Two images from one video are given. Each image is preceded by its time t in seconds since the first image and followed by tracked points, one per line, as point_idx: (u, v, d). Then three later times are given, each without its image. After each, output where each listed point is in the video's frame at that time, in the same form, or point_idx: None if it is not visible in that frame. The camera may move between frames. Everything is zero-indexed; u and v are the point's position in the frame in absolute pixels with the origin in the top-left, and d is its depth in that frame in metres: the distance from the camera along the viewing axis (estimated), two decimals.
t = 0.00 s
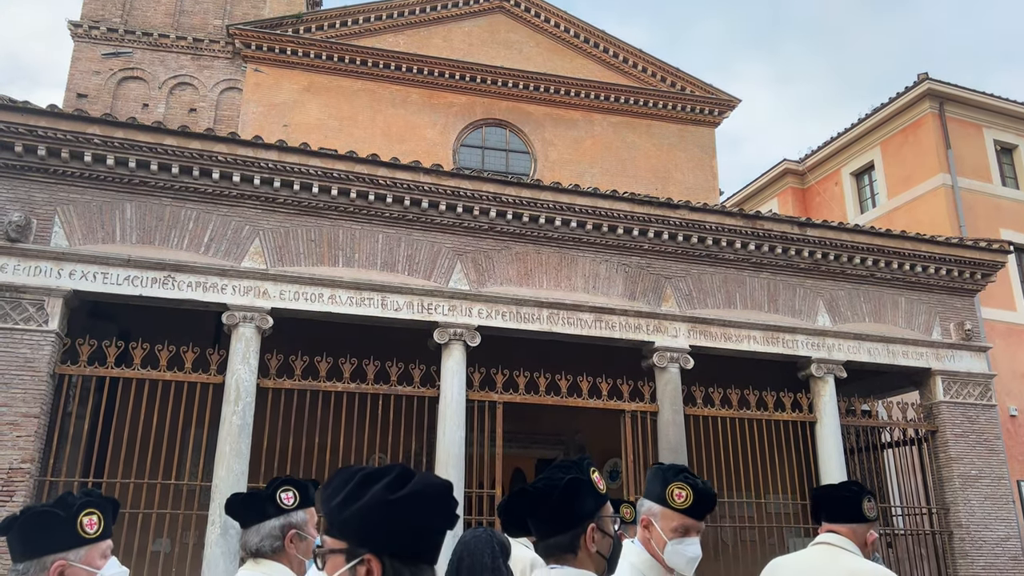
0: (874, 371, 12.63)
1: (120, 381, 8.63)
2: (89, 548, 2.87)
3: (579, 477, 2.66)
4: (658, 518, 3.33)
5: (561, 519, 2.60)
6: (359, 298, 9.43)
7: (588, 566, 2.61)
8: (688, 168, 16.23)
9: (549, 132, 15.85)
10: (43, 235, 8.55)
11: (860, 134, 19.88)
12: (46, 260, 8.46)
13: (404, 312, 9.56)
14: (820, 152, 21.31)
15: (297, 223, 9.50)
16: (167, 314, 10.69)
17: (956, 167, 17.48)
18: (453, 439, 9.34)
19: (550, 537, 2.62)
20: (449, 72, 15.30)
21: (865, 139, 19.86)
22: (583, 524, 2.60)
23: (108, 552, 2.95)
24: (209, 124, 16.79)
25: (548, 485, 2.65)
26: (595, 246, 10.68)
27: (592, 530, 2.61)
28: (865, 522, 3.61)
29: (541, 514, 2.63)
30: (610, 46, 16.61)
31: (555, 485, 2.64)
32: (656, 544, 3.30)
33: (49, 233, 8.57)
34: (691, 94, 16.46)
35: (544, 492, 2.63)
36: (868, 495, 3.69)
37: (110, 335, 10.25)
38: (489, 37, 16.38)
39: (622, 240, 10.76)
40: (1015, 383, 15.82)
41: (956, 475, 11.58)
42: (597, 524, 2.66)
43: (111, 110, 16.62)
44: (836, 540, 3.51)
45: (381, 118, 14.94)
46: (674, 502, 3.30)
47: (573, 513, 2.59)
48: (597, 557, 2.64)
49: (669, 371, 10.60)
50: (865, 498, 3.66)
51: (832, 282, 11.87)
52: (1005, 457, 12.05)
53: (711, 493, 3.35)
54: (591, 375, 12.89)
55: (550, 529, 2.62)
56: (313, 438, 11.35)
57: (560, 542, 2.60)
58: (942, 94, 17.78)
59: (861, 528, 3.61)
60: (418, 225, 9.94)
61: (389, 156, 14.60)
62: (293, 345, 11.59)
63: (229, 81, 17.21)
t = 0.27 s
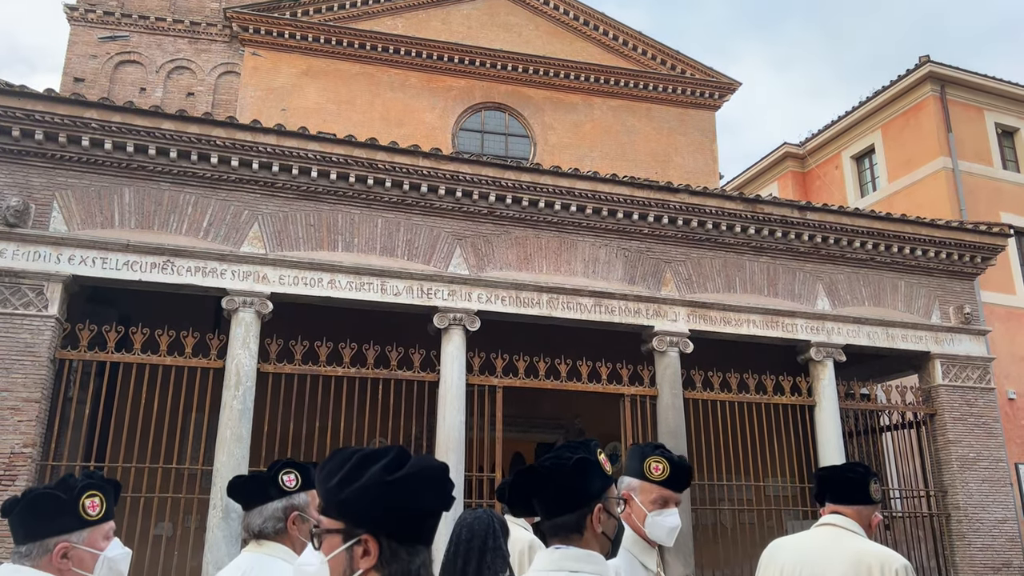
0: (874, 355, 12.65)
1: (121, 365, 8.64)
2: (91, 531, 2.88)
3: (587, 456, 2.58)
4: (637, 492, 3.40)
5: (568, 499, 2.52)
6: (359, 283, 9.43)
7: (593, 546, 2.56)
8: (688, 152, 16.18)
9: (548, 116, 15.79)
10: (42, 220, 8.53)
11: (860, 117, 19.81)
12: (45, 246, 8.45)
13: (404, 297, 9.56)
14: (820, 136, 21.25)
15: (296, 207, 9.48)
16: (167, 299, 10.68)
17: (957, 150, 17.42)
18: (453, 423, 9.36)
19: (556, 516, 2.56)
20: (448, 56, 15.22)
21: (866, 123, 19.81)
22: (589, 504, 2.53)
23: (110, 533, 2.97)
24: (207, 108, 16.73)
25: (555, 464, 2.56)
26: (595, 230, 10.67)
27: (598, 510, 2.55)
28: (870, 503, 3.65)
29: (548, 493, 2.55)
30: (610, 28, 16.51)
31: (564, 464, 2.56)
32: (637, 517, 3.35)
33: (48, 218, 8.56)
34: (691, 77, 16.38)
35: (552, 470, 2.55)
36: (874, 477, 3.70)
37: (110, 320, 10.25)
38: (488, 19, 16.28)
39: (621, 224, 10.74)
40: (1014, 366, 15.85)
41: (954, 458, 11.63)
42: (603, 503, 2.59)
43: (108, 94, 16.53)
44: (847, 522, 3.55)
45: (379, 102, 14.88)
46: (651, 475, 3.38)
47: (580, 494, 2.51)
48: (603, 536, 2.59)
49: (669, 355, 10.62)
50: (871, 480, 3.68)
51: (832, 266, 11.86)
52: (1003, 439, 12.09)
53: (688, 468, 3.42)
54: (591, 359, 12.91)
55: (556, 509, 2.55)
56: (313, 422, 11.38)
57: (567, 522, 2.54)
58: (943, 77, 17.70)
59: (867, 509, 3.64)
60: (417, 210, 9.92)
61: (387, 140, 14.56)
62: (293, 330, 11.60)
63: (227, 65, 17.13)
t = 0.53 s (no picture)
0: (876, 339, 12.65)
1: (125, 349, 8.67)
2: (98, 511, 2.71)
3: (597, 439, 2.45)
4: (640, 472, 3.38)
5: (578, 478, 2.37)
6: (361, 268, 9.43)
7: (601, 529, 2.37)
8: (691, 136, 16.12)
9: (551, 100, 15.71)
10: (44, 204, 8.53)
11: (865, 101, 19.70)
12: (48, 230, 8.45)
13: (406, 282, 9.56)
14: (824, 119, 21.15)
15: (299, 192, 9.46)
16: (170, 284, 10.71)
17: (961, 134, 17.33)
18: (456, 407, 9.40)
19: (564, 498, 2.38)
20: (450, 39, 15.13)
21: (870, 107, 19.70)
22: (599, 486, 2.38)
23: (116, 514, 2.80)
24: (208, 92, 16.68)
25: (565, 445, 2.42)
26: (597, 214, 10.65)
27: (607, 493, 2.40)
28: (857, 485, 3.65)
29: (556, 473, 2.39)
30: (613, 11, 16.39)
31: (573, 444, 2.42)
32: (641, 495, 3.30)
33: (50, 202, 8.56)
34: (694, 61, 16.29)
35: (561, 450, 2.40)
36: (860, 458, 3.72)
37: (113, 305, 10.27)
38: (490, 2, 16.17)
39: (624, 208, 10.72)
40: (1016, 350, 15.84)
41: (955, 442, 11.65)
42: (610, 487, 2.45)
43: (109, 78, 16.46)
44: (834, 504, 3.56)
45: (381, 86, 14.82)
46: (655, 452, 3.42)
47: (591, 474, 2.37)
48: (610, 522, 2.42)
49: (671, 340, 10.63)
50: (857, 461, 3.69)
51: (835, 250, 11.84)
52: (1004, 424, 12.11)
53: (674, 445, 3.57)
54: (593, 343, 12.93)
55: (563, 489, 2.38)
56: (316, 406, 11.43)
57: (575, 503, 2.36)
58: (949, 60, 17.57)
59: (854, 490, 3.63)
60: (419, 194, 9.90)
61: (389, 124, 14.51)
62: (296, 314, 11.63)
63: (228, 48, 17.09)
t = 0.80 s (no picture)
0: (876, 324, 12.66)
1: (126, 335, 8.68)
2: (100, 495, 2.62)
3: (586, 422, 2.44)
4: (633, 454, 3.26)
5: (567, 462, 2.35)
6: (361, 254, 9.42)
7: (589, 513, 2.35)
8: (692, 121, 16.06)
9: (551, 85, 15.64)
10: (43, 191, 8.51)
11: (866, 85, 19.62)
12: (47, 217, 8.44)
13: (406, 268, 9.56)
14: (825, 104, 21.08)
15: (298, 178, 9.43)
16: (170, 270, 10.71)
17: (963, 119, 17.26)
18: (457, 392, 9.41)
19: (553, 481, 2.35)
20: (449, 24, 15.05)
21: (872, 91, 19.61)
22: (588, 470, 2.36)
23: (119, 498, 2.72)
24: (206, 78, 16.60)
25: (555, 429, 2.39)
26: (598, 200, 10.63)
27: (596, 477, 2.37)
28: (817, 466, 3.69)
29: (546, 457, 2.37)
30: None
31: (563, 429, 2.40)
32: (634, 478, 3.22)
33: (49, 188, 8.54)
34: (695, 45, 16.20)
35: (551, 434, 2.37)
36: (828, 440, 3.75)
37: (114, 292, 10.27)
38: None
39: (625, 194, 10.70)
40: (1016, 335, 15.85)
41: (955, 427, 11.68)
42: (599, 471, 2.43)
43: (107, 64, 16.34)
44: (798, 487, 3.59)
45: (380, 71, 14.74)
46: (645, 434, 3.31)
47: (580, 459, 2.35)
48: (598, 505, 2.39)
49: (671, 325, 10.63)
50: (823, 443, 3.73)
51: (835, 236, 11.82)
52: (1003, 408, 12.14)
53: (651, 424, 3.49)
54: (593, 329, 12.95)
55: (553, 473, 2.35)
56: (317, 392, 11.46)
57: (565, 487, 2.33)
58: (951, 44, 17.48)
59: (817, 471, 3.69)
60: (419, 180, 9.88)
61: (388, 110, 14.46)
62: (296, 300, 11.63)
63: (226, 34, 17.05)
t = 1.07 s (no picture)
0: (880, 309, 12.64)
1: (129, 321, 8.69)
2: (106, 477, 2.64)
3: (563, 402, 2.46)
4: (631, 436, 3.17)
5: (545, 442, 2.40)
6: (364, 240, 9.42)
7: (569, 491, 2.42)
8: (694, 106, 15.99)
9: (553, 69, 15.57)
10: (44, 177, 8.50)
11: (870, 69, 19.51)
12: (49, 203, 8.44)
13: (409, 254, 9.56)
14: (829, 88, 20.97)
15: (300, 163, 9.42)
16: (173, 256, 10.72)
17: (968, 103, 17.17)
18: (459, 378, 9.42)
19: (533, 461, 2.41)
20: (451, 8, 14.96)
21: (876, 75, 19.50)
22: (566, 449, 2.41)
23: (125, 480, 2.72)
24: (207, 63, 16.53)
25: (533, 410, 2.44)
26: (600, 185, 10.60)
27: (574, 455, 2.42)
28: (798, 450, 3.73)
29: (525, 438, 2.42)
30: None
31: (540, 410, 2.44)
32: (632, 461, 3.15)
33: (51, 174, 8.53)
34: (698, 29, 16.10)
35: (528, 416, 2.42)
36: (814, 425, 3.74)
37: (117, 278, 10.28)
38: None
39: (627, 179, 10.67)
40: (1019, 320, 15.84)
41: (957, 412, 11.69)
42: (580, 449, 2.47)
43: (108, 49, 16.15)
44: (775, 468, 3.62)
45: (382, 56, 14.69)
46: (642, 415, 3.22)
47: (558, 438, 2.39)
48: (579, 482, 2.46)
49: (674, 311, 10.63)
50: (808, 428, 3.75)
51: (839, 221, 11.79)
52: (1006, 393, 12.14)
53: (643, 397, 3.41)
54: (595, 315, 12.95)
55: (532, 453, 2.41)
56: (321, 378, 11.48)
57: (543, 466, 2.39)
58: (956, 27, 17.36)
59: (797, 456, 3.73)
60: (421, 165, 9.86)
61: (390, 95, 14.41)
62: (299, 286, 11.64)
63: (227, 19, 17.18)
